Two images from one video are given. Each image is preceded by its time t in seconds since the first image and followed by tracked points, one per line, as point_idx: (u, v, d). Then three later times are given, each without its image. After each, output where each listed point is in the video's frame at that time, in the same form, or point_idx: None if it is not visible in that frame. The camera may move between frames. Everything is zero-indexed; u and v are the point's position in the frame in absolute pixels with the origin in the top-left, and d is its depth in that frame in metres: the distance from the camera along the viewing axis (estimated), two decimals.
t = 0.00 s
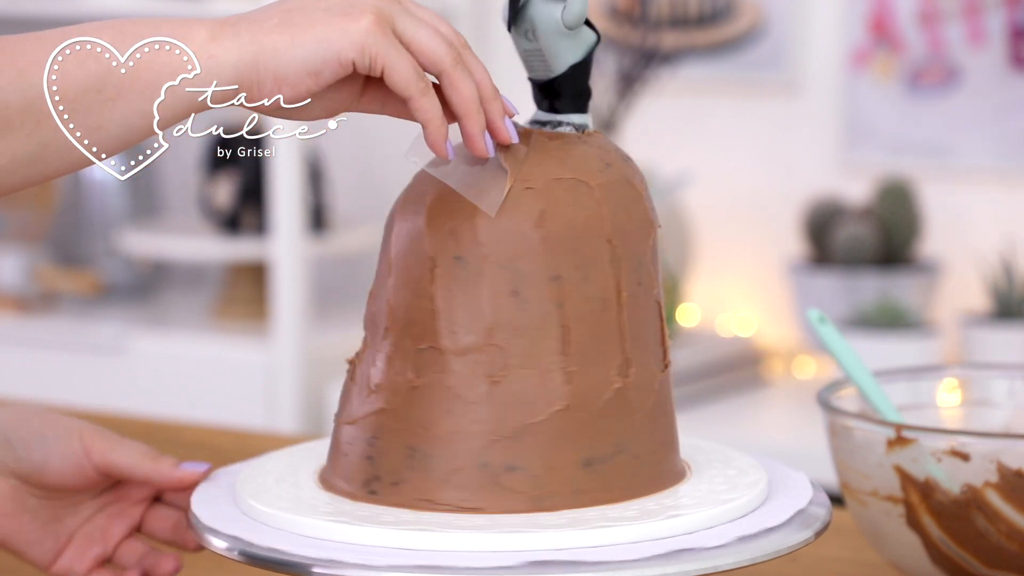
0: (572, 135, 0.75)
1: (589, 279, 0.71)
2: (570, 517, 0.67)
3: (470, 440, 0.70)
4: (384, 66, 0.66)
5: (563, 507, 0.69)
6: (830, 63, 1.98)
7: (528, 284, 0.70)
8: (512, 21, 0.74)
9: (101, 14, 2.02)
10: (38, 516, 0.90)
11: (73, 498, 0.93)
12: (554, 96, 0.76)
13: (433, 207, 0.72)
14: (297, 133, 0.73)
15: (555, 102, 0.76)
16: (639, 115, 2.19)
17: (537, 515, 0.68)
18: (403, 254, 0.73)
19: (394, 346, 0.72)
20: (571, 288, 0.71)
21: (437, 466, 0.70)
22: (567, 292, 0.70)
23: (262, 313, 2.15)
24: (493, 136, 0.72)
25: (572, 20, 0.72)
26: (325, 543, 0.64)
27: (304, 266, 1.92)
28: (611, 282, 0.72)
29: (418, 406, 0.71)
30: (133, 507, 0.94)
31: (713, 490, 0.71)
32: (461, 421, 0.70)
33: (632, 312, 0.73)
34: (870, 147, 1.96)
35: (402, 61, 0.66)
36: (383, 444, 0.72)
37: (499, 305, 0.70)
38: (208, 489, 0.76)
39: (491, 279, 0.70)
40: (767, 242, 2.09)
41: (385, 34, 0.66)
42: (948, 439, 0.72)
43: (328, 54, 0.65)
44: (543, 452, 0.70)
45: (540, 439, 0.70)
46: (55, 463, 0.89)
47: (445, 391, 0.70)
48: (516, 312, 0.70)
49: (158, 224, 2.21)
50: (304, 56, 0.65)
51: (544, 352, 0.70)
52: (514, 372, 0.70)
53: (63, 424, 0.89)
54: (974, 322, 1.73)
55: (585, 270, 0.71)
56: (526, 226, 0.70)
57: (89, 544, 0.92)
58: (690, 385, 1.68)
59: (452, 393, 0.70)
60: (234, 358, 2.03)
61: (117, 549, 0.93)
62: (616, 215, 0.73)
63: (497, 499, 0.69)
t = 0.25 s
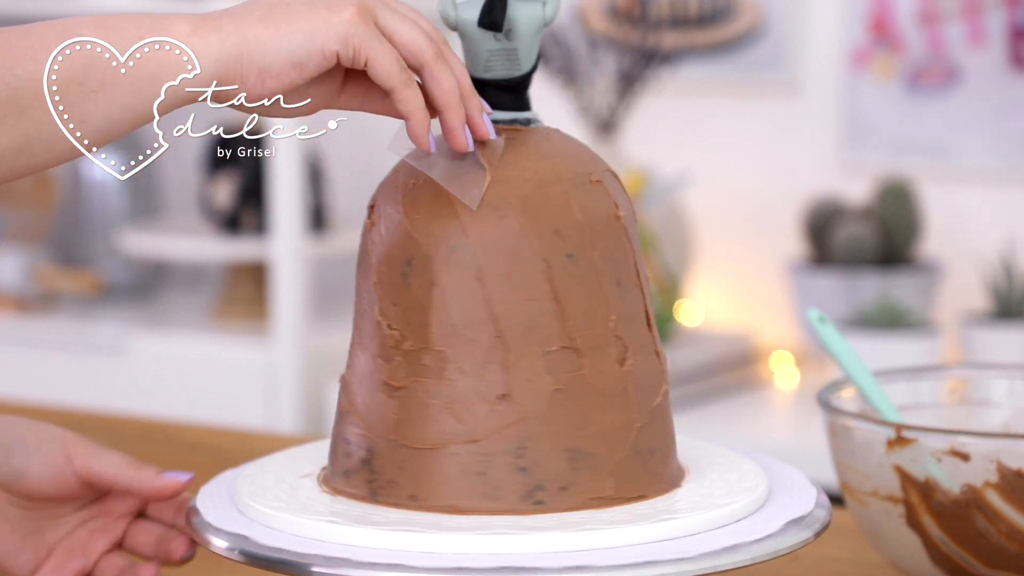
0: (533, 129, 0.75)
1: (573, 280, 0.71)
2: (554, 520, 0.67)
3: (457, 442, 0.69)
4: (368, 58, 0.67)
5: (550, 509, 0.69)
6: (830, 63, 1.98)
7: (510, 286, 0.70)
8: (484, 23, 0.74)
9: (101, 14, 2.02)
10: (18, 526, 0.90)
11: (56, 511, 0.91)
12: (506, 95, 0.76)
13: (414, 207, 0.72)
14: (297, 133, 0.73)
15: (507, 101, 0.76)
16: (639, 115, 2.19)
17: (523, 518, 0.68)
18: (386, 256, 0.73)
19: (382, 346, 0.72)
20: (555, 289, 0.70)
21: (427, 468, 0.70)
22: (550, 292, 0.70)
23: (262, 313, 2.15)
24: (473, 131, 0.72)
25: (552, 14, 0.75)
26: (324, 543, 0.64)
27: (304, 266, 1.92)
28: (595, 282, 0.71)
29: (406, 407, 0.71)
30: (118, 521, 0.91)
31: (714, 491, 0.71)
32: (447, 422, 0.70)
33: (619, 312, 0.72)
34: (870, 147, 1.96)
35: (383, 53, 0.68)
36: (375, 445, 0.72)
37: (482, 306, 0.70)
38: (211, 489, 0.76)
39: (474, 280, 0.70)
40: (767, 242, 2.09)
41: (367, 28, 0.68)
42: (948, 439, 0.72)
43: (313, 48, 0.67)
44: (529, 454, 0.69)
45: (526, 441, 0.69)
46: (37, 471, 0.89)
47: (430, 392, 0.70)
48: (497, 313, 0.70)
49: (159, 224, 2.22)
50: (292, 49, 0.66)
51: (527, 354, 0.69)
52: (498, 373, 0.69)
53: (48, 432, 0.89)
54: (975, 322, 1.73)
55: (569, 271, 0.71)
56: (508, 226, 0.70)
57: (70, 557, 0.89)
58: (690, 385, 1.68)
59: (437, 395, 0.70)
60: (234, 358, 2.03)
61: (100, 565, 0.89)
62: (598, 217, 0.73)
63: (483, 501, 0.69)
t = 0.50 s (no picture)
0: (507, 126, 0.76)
1: (570, 277, 0.71)
2: (559, 519, 0.67)
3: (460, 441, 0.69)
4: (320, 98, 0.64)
5: (554, 508, 0.69)
6: (830, 63, 1.98)
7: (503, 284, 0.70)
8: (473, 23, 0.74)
9: (101, 13, 2.02)
10: (22, 532, 0.89)
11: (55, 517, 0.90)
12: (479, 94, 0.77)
13: (402, 209, 0.72)
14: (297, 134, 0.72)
15: (479, 102, 0.77)
16: (639, 115, 2.19)
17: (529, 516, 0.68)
18: (380, 259, 0.73)
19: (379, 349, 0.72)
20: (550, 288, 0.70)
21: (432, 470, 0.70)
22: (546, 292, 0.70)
23: (262, 313, 2.15)
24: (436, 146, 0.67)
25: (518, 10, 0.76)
26: (325, 544, 0.64)
27: (304, 266, 1.92)
28: (584, 280, 0.71)
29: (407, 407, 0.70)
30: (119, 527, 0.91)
31: (715, 493, 0.71)
32: (449, 421, 0.69)
33: (614, 310, 0.72)
34: (870, 147, 1.96)
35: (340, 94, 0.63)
36: (375, 447, 0.72)
37: (482, 305, 0.70)
38: (213, 490, 0.76)
39: (475, 280, 0.70)
40: (767, 242, 2.09)
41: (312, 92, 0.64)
42: (948, 439, 0.72)
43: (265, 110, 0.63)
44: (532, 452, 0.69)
45: (527, 438, 0.69)
46: (40, 478, 0.87)
47: (432, 391, 0.70)
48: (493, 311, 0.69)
49: (159, 223, 2.22)
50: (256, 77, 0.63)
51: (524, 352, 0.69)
52: (500, 374, 0.69)
53: (51, 437, 0.87)
54: (974, 323, 1.73)
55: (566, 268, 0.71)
56: (504, 226, 0.70)
57: (73, 563, 0.89)
58: (690, 385, 1.68)
59: (440, 394, 0.70)
60: (234, 358, 2.03)
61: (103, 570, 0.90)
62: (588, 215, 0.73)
63: (489, 500, 0.69)
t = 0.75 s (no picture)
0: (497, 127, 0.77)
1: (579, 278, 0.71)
2: (575, 518, 0.67)
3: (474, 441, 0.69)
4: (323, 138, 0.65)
5: (569, 508, 0.69)
6: (830, 63, 1.98)
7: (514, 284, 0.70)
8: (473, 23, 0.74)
9: (100, 14, 2.02)
10: (32, 516, 0.90)
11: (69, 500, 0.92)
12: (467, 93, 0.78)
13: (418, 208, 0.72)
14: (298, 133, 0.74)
15: (465, 101, 0.78)
16: (639, 115, 2.19)
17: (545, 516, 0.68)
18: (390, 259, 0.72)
19: (384, 351, 0.72)
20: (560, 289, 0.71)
21: (458, 470, 0.69)
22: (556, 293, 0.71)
23: (262, 313, 2.15)
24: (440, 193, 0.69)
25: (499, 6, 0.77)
26: (325, 543, 0.64)
27: (304, 265, 1.92)
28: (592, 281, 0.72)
29: (416, 407, 0.70)
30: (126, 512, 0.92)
31: (717, 493, 0.71)
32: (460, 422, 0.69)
33: (626, 311, 0.74)
34: (870, 147, 1.96)
35: (354, 137, 0.65)
36: (382, 449, 0.72)
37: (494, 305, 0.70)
38: (215, 489, 0.76)
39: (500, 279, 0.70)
40: (767, 242, 2.09)
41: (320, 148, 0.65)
42: (948, 439, 0.72)
43: (272, 166, 0.64)
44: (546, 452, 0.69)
45: (541, 437, 0.69)
46: (53, 463, 0.89)
47: (442, 392, 0.70)
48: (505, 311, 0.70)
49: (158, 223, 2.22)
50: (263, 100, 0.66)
51: (536, 352, 0.70)
52: (527, 372, 0.69)
53: (65, 425, 0.90)
54: (974, 322, 1.73)
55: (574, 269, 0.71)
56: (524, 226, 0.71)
57: (81, 546, 0.90)
58: (690, 385, 1.68)
59: (452, 395, 0.70)
60: (234, 358, 2.03)
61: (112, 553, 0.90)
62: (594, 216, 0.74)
63: (504, 500, 0.69)
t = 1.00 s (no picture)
0: (479, 130, 0.77)
1: (578, 281, 0.72)
2: (577, 518, 0.67)
3: (475, 442, 0.69)
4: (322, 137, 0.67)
5: (579, 508, 0.70)
6: (830, 63, 1.98)
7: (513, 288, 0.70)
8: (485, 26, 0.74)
9: (100, 14, 2.02)
10: (23, 523, 0.89)
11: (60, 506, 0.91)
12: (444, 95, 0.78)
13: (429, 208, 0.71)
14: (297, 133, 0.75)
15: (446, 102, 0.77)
16: (639, 115, 2.19)
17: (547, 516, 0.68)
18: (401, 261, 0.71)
19: (383, 353, 0.72)
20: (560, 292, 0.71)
21: (475, 471, 0.69)
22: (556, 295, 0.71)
23: (262, 313, 2.16)
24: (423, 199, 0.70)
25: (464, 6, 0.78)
26: (327, 543, 0.64)
27: (304, 265, 1.92)
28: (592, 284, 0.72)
29: (416, 409, 0.71)
30: (122, 519, 0.92)
31: (718, 493, 0.71)
32: (462, 423, 0.70)
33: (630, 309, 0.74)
34: (870, 147, 1.96)
35: (331, 152, 0.66)
36: (395, 450, 0.71)
37: (504, 307, 0.70)
38: (217, 487, 0.76)
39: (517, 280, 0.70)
40: (768, 242, 2.09)
41: (299, 166, 0.66)
42: (948, 439, 0.72)
43: (250, 186, 0.65)
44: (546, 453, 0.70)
45: (561, 435, 0.70)
46: (44, 471, 0.88)
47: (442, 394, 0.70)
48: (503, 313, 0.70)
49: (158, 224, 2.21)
50: (262, 101, 0.68)
51: (552, 352, 0.70)
52: (547, 373, 0.70)
53: (55, 432, 0.88)
54: (974, 322, 1.73)
55: (574, 273, 0.72)
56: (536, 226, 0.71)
57: (75, 554, 0.90)
58: (690, 385, 1.68)
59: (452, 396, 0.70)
60: (234, 358, 2.03)
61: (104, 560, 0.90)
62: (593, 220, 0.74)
63: (505, 500, 0.69)
